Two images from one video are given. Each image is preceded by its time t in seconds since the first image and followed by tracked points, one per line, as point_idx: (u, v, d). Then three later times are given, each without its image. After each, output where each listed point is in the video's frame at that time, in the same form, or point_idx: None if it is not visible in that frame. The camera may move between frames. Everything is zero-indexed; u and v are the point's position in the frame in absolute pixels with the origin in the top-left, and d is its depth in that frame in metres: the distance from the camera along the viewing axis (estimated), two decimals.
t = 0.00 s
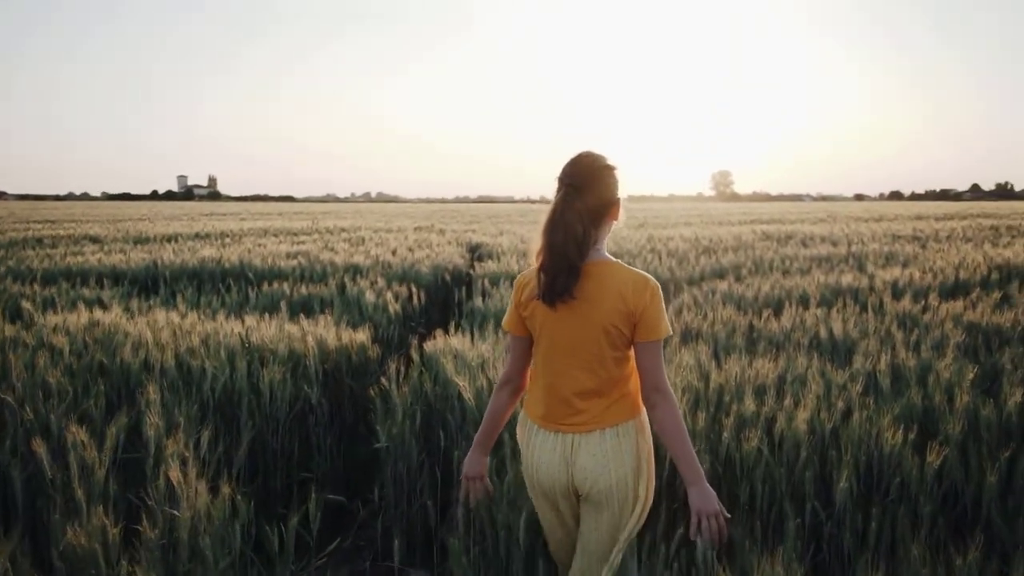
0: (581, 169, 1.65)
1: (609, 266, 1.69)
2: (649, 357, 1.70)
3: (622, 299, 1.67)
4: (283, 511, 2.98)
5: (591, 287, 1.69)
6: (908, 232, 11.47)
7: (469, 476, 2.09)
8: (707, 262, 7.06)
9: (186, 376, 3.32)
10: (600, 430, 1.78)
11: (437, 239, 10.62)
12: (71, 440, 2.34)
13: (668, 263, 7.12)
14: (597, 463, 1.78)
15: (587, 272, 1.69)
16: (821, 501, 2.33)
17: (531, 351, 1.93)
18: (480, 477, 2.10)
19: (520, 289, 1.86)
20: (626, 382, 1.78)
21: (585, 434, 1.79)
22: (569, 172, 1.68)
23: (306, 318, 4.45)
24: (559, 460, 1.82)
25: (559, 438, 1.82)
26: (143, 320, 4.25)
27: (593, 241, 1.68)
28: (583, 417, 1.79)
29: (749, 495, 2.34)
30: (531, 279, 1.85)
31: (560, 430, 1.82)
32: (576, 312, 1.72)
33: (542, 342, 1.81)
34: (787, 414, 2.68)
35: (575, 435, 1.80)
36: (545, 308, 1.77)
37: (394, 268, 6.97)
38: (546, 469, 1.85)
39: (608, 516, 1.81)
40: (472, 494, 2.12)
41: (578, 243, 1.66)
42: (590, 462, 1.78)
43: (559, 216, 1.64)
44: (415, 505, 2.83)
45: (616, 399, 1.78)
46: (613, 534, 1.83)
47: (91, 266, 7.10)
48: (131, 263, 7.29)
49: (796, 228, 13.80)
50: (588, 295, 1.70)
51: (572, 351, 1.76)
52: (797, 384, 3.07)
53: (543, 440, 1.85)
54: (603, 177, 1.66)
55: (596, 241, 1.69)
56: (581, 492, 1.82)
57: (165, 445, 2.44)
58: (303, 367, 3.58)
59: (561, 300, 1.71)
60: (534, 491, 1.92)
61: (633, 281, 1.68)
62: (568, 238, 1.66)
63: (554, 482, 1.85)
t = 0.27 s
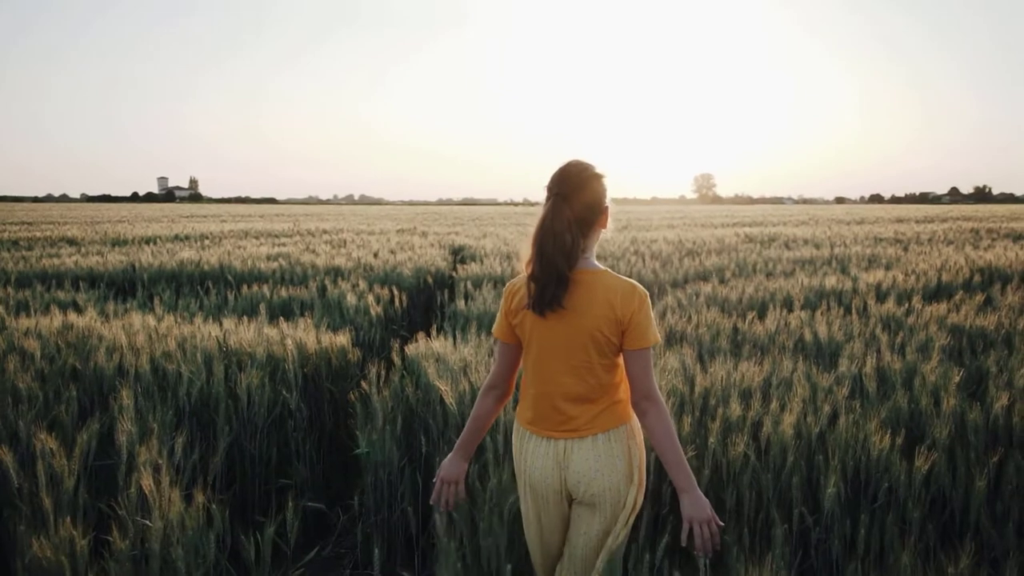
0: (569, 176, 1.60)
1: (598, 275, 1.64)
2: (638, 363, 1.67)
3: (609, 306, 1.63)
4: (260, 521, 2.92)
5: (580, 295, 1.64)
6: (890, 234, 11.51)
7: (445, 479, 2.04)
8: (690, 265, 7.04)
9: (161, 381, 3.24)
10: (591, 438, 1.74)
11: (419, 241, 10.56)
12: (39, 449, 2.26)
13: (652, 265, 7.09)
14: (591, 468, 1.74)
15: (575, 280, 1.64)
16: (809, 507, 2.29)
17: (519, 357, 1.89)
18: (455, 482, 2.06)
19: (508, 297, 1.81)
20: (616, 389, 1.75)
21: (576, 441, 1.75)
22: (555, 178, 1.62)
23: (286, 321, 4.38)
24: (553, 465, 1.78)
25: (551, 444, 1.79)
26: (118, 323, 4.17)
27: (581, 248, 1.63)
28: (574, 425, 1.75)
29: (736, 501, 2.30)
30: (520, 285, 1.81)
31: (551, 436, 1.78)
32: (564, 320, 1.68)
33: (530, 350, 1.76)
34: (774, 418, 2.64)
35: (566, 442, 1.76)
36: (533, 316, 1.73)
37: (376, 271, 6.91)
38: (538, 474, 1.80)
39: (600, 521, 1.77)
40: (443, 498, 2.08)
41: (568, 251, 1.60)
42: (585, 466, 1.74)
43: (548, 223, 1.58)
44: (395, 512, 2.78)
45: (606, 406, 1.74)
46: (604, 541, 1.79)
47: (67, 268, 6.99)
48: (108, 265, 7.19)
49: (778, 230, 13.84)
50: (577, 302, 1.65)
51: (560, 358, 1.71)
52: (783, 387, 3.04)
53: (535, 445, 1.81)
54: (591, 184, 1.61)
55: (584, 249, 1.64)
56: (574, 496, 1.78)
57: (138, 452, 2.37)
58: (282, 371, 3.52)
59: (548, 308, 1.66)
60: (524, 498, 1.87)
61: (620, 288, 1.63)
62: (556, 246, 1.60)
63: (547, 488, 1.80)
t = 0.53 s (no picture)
0: (562, 175, 1.57)
1: (594, 275, 1.61)
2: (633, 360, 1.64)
3: (605, 305, 1.60)
4: (242, 525, 2.87)
5: (574, 294, 1.61)
6: (877, 235, 11.53)
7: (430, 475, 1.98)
8: (678, 265, 7.01)
9: (141, 384, 3.18)
10: (587, 437, 1.71)
11: (406, 242, 10.50)
12: (11, 454, 2.20)
13: (639, 266, 7.06)
14: (585, 467, 1.71)
15: (570, 280, 1.61)
16: (800, 511, 2.26)
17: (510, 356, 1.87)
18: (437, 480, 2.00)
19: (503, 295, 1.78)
20: (613, 388, 1.71)
21: (573, 440, 1.72)
22: (548, 179, 1.60)
23: (269, 323, 4.32)
24: (546, 462, 1.74)
25: (547, 442, 1.75)
26: (98, 324, 4.09)
27: (575, 249, 1.60)
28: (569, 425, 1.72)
29: (727, 504, 2.27)
30: (515, 285, 1.78)
31: (547, 436, 1.75)
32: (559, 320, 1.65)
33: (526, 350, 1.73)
34: (764, 421, 2.61)
35: (562, 441, 1.73)
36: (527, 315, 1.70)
37: (361, 272, 6.85)
38: (531, 470, 1.77)
39: (591, 523, 1.74)
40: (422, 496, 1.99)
41: (561, 252, 1.57)
42: (580, 464, 1.71)
43: (541, 225, 1.56)
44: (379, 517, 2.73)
45: (603, 406, 1.71)
46: (595, 543, 1.75)
47: (47, 269, 6.89)
48: (90, 266, 7.10)
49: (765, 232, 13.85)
50: (571, 302, 1.62)
51: (556, 358, 1.68)
52: (772, 389, 3.01)
53: (529, 442, 1.78)
54: (584, 184, 1.58)
55: (578, 250, 1.61)
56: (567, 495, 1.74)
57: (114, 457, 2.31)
58: (265, 373, 3.46)
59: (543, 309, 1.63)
60: (515, 494, 1.83)
61: (615, 286, 1.60)
62: (549, 247, 1.57)
63: (538, 485, 1.76)
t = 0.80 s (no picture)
0: (558, 175, 1.62)
1: (590, 271, 1.67)
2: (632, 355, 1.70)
3: (604, 303, 1.66)
4: (222, 533, 2.80)
5: (574, 291, 1.67)
6: (863, 237, 11.54)
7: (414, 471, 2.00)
8: (665, 267, 6.98)
9: (118, 387, 3.11)
10: (585, 434, 1.76)
11: (391, 244, 10.42)
12: None
13: (627, 267, 7.03)
14: (580, 463, 1.75)
15: (568, 277, 1.67)
16: (792, 516, 2.22)
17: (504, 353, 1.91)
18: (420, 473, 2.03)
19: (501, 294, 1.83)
20: (610, 385, 1.77)
21: (570, 436, 1.76)
22: (543, 177, 1.65)
23: (251, 324, 4.25)
24: (541, 458, 1.78)
25: (542, 437, 1.79)
26: (75, 327, 4.00)
27: (571, 246, 1.66)
28: (568, 421, 1.76)
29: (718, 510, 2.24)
30: (510, 284, 1.82)
31: (544, 432, 1.79)
32: (560, 317, 1.69)
33: (524, 347, 1.78)
34: (754, 423, 2.57)
35: (560, 437, 1.77)
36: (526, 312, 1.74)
37: (346, 273, 6.78)
38: (526, 467, 1.80)
39: (585, 520, 1.78)
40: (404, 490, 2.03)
41: (558, 249, 1.63)
42: (575, 461, 1.75)
43: (538, 222, 1.61)
44: (363, 523, 2.68)
45: (600, 402, 1.77)
46: (589, 539, 1.78)
47: (25, 271, 6.78)
48: (69, 267, 6.99)
49: (751, 233, 13.85)
50: (572, 299, 1.68)
51: (556, 356, 1.73)
52: (762, 391, 2.97)
53: (525, 438, 1.82)
54: (579, 182, 1.64)
55: (574, 248, 1.67)
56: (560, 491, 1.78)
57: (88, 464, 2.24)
58: (246, 376, 3.39)
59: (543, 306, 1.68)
60: (509, 491, 1.86)
61: (613, 284, 1.67)
62: (547, 245, 1.63)
63: (533, 481, 1.80)
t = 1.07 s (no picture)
0: (554, 174, 1.66)
1: (586, 270, 1.71)
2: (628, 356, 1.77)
3: (601, 302, 1.70)
4: (202, 540, 2.72)
5: (571, 291, 1.71)
6: (849, 236, 11.54)
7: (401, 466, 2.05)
8: (653, 266, 6.93)
9: (94, 391, 3.03)
10: (580, 432, 1.81)
11: (377, 244, 10.34)
12: None
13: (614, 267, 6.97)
14: (573, 464, 1.80)
15: (564, 276, 1.71)
16: (785, 522, 2.18)
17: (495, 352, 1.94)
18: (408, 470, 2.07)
19: (496, 294, 1.86)
20: (604, 384, 1.82)
21: (565, 436, 1.81)
22: (538, 176, 1.69)
23: (232, 326, 4.16)
24: (534, 458, 1.82)
25: (535, 437, 1.84)
26: (51, 328, 3.91)
27: (567, 244, 1.70)
28: (565, 419, 1.81)
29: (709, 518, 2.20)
30: (505, 283, 1.85)
31: (539, 431, 1.83)
32: (557, 317, 1.73)
33: (521, 347, 1.81)
34: (745, 426, 2.52)
35: (556, 437, 1.81)
36: (523, 312, 1.78)
37: (330, 273, 6.69)
38: (518, 467, 1.84)
39: (576, 519, 1.82)
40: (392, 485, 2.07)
41: (554, 247, 1.67)
42: (567, 461, 1.80)
43: (534, 219, 1.65)
44: (345, 530, 2.62)
45: (595, 401, 1.82)
46: (581, 537, 1.83)
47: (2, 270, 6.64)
48: (48, 267, 6.86)
49: (738, 233, 13.82)
50: (569, 300, 1.72)
51: (553, 354, 1.77)
52: (753, 393, 2.92)
53: (518, 438, 1.86)
54: (573, 181, 1.68)
55: (570, 246, 1.71)
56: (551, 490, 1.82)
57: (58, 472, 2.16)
58: (226, 379, 3.31)
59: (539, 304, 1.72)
60: (501, 490, 1.90)
61: (609, 284, 1.71)
62: (543, 243, 1.67)
63: (525, 481, 1.84)
